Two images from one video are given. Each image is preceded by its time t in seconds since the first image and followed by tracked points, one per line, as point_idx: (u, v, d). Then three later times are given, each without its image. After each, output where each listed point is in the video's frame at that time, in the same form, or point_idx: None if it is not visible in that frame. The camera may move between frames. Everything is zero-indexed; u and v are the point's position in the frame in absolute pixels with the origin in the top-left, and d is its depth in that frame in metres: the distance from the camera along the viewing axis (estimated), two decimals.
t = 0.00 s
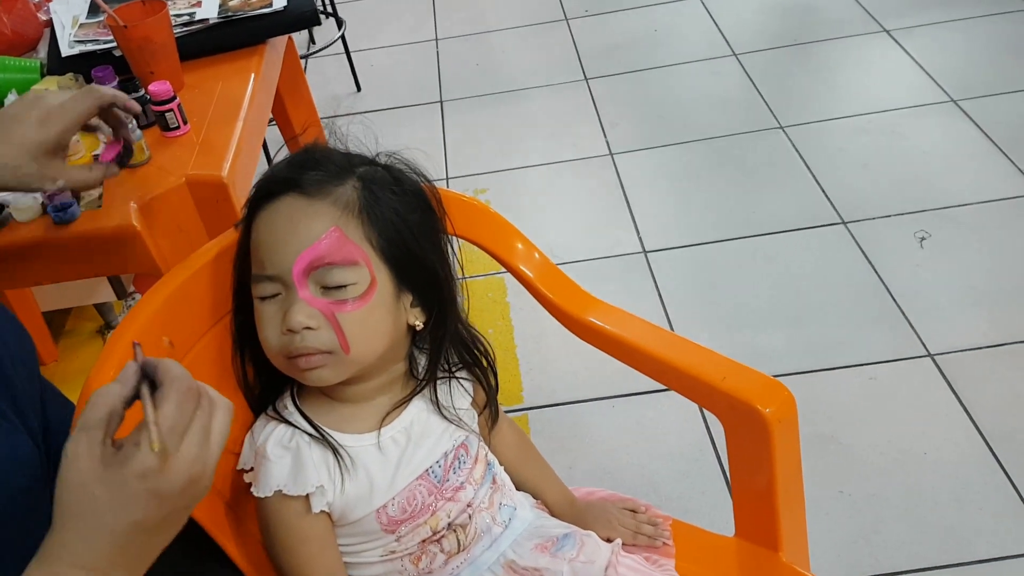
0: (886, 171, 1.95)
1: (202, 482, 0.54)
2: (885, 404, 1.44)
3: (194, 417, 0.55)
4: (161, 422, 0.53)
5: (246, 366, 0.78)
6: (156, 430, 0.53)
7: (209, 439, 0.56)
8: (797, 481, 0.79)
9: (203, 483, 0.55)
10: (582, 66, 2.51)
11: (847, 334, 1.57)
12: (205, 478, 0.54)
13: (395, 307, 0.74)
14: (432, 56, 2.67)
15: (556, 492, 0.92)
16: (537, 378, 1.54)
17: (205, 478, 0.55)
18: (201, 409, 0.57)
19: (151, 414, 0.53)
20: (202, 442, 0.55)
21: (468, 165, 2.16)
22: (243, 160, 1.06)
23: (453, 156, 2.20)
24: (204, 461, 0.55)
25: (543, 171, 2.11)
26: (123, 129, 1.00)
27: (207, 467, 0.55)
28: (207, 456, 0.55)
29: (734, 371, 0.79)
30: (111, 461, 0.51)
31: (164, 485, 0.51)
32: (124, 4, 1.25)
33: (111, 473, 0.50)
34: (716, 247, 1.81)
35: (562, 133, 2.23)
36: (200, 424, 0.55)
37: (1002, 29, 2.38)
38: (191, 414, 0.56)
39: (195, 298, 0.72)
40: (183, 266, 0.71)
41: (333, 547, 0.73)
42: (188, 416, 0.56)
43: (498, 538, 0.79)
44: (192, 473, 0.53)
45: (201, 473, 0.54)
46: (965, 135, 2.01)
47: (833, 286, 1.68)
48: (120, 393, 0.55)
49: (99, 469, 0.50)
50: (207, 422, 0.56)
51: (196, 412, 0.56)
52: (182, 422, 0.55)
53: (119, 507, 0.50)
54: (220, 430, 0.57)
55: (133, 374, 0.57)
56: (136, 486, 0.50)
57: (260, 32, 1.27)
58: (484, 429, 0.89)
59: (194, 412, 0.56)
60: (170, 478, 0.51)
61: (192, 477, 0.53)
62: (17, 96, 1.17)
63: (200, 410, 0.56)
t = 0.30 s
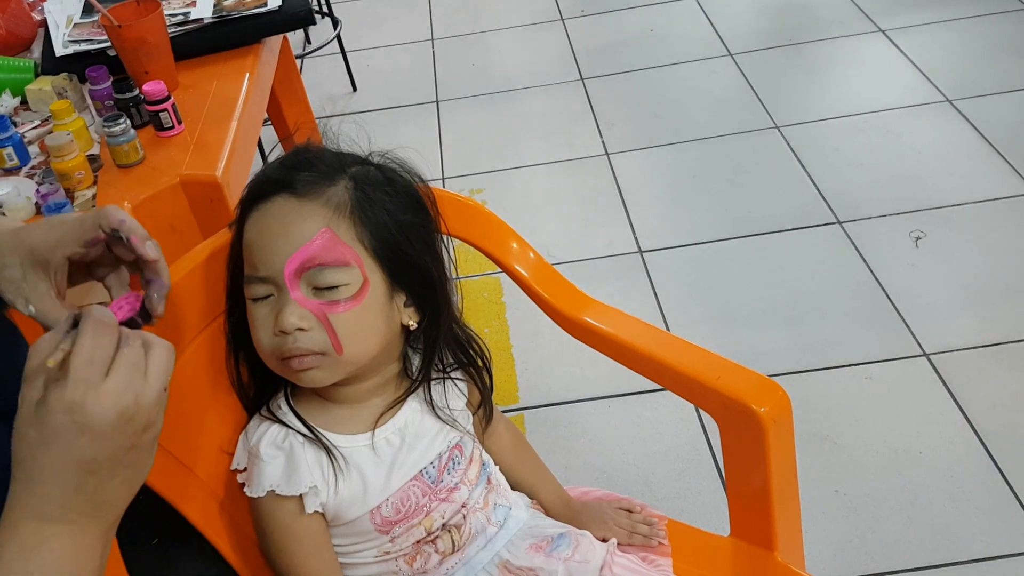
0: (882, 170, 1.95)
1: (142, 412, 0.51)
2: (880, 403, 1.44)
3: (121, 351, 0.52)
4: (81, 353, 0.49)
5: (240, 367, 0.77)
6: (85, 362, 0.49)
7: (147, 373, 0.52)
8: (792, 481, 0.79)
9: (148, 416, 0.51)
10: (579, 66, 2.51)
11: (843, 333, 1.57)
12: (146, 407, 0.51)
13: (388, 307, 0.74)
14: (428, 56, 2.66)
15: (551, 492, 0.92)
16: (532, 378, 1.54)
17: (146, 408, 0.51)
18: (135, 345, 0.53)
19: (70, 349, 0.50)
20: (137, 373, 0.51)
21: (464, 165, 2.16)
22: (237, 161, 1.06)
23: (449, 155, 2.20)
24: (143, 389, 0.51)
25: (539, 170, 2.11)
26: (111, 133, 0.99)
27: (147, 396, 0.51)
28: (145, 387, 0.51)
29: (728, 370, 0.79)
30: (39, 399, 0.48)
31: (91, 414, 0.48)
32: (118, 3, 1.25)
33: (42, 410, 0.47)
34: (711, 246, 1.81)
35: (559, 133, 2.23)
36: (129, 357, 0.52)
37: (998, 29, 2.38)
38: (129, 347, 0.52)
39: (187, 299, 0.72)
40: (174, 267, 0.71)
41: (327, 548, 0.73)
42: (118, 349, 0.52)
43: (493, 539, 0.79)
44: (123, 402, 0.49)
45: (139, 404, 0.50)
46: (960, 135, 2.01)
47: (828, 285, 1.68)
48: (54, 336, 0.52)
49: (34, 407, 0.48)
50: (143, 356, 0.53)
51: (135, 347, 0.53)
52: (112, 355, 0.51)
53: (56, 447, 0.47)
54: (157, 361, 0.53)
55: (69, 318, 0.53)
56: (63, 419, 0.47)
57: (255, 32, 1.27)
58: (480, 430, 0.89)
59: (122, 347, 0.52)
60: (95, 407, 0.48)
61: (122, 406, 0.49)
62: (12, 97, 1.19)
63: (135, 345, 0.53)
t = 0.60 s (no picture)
0: (878, 173, 1.96)
1: (133, 407, 0.51)
2: (876, 405, 1.44)
3: (118, 351, 0.53)
4: (74, 353, 0.51)
5: (237, 368, 0.77)
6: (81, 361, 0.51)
7: (142, 373, 0.53)
8: (787, 482, 0.79)
9: (141, 413, 0.51)
10: (577, 68, 2.51)
11: (841, 336, 1.57)
12: (136, 403, 0.51)
13: (384, 308, 0.74)
14: (426, 58, 2.67)
15: (548, 492, 0.92)
16: (529, 379, 1.55)
17: (137, 404, 0.51)
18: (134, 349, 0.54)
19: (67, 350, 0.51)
20: (129, 370, 0.52)
21: (462, 166, 2.16)
22: (235, 161, 1.06)
23: (447, 157, 2.20)
24: (137, 387, 0.52)
25: (537, 172, 2.11)
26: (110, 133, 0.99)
27: (139, 393, 0.52)
28: (138, 385, 0.52)
29: (725, 372, 0.79)
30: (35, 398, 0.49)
31: (79, 408, 0.48)
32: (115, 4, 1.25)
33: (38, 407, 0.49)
34: (708, 248, 1.81)
35: (556, 135, 2.24)
36: (125, 357, 0.53)
37: (995, 32, 2.39)
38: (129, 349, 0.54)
39: (184, 300, 0.72)
40: (173, 269, 0.71)
41: (324, 549, 0.73)
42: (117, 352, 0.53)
43: (489, 539, 0.80)
44: (115, 397, 0.50)
45: (130, 400, 0.51)
46: (957, 138, 2.02)
47: (825, 287, 1.68)
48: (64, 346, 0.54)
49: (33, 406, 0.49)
50: (141, 357, 0.54)
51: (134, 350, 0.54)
52: (107, 356, 0.52)
53: (49, 441, 0.48)
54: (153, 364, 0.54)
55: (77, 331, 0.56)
56: (53, 413, 0.48)
57: (254, 32, 1.27)
58: (476, 432, 0.89)
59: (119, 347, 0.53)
60: (81, 398, 0.49)
61: (114, 400, 0.50)
62: (9, 97, 1.19)
63: (134, 348, 0.54)
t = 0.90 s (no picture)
0: (873, 173, 1.96)
1: (132, 401, 0.51)
2: (870, 404, 1.45)
3: (119, 344, 0.53)
4: (75, 346, 0.50)
5: (232, 366, 0.77)
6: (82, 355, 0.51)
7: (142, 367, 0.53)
8: (782, 481, 0.80)
9: (140, 408, 0.52)
10: (572, 68, 2.51)
11: (835, 335, 1.58)
12: (135, 397, 0.51)
13: (379, 306, 0.74)
14: (422, 57, 2.66)
15: (543, 490, 0.92)
16: (525, 378, 1.55)
17: (136, 398, 0.51)
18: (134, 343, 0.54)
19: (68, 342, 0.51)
20: (130, 365, 0.52)
21: (458, 165, 2.16)
22: (231, 159, 1.06)
23: (443, 156, 2.20)
24: (136, 382, 0.52)
25: (533, 171, 2.11)
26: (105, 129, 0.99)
27: (138, 388, 0.52)
28: (138, 379, 0.52)
29: (720, 370, 0.79)
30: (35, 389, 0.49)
31: (77, 400, 0.48)
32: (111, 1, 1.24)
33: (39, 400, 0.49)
34: (703, 248, 1.81)
35: (552, 134, 2.24)
36: (126, 351, 0.53)
37: (989, 33, 2.40)
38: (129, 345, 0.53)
39: (179, 298, 0.71)
40: (169, 267, 0.71)
41: (320, 546, 0.73)
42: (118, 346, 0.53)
43: (484, 537, 0.80)
44: (114, 392, 0.50)
45: (129, 394, 0.51)
46: (952, 138, 2.03)
47: (821, 286, 1.69)
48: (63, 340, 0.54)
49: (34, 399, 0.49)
50: (140, 352, 0.54)
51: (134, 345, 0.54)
52: (108, 349, 0.52)
53: (48, 433, 0.48)
54: (152, 359, 0.54)
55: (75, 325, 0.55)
56: (53, 405, 0.48)
57: (248, 30, 1.27)
58: (472, 430, 0.90)
59: (119, 340, 0.53)
60: (82, 391, 0.48)
61: (113, 395, 0.50)
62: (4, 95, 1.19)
63: (135, 342, 0.54)
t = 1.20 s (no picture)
0: (867, 170, 1.96)
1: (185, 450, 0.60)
2: (864, 400, 1.45)
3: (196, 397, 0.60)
4: (188, 410, 0.58)
5: (223, 363, 0.78)
6: (175, 408, 0.57)
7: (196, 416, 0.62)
8: (774, 478, 0.80)
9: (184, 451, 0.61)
10: (568, 65, 2.51)
11: (830, 331, 1.58)
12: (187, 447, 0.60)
13: (370, 303, 0.74)
14: (417, 54, 2.66)
15: (537, 487, 0.92)
16: (519, 375, 1.55)
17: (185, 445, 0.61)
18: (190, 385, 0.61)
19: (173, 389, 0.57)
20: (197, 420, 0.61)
21: (453, 162, 2.16)
22: (223, 156, 1.05)
23: (437, 153, 2.20)
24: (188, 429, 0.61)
25: (527, 168, 2.11)
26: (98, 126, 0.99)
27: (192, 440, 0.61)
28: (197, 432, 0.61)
29: (713, 367, 0.79)
30: (146, 427, 0.55)
31: (179, 458, 0.57)
32: None
33: (147, 443, 0.54)
34: (698, 245, 1.81)
35: (547, 131, 2.23)
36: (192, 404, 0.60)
37: (984, 29, 2.40)
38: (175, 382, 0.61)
39: (170, 295, 0.71)
40: (160, 265, 0.71)
41: (312, 544, 0.73)
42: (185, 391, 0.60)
43: (478, 534, 0.80)
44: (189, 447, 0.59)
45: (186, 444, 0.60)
46: (946, 135, 2.03)
47: (815, 283, 1.69)
48: (149, 347, 0.56)
49: (137, 432, 0.54)
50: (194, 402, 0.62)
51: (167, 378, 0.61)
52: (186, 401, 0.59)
53: (139, 470, 0.54)
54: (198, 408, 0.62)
55: (155, 331, 0.57)
56: (166, 457, 0.55)
57: (240, 27, 1.26)
58: (466, 427, 0.90)
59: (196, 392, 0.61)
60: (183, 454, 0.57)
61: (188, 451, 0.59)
62: None
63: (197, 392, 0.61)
